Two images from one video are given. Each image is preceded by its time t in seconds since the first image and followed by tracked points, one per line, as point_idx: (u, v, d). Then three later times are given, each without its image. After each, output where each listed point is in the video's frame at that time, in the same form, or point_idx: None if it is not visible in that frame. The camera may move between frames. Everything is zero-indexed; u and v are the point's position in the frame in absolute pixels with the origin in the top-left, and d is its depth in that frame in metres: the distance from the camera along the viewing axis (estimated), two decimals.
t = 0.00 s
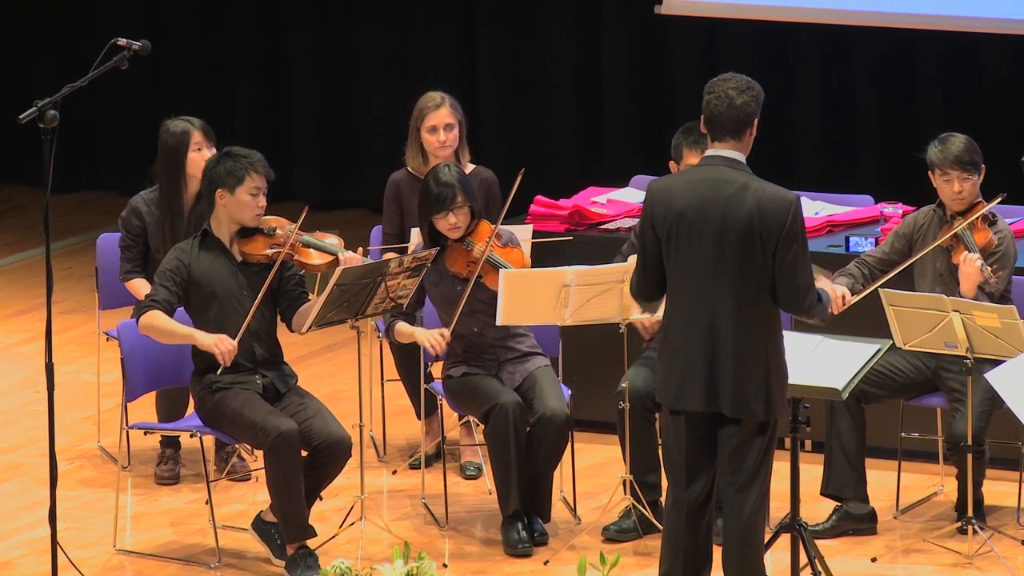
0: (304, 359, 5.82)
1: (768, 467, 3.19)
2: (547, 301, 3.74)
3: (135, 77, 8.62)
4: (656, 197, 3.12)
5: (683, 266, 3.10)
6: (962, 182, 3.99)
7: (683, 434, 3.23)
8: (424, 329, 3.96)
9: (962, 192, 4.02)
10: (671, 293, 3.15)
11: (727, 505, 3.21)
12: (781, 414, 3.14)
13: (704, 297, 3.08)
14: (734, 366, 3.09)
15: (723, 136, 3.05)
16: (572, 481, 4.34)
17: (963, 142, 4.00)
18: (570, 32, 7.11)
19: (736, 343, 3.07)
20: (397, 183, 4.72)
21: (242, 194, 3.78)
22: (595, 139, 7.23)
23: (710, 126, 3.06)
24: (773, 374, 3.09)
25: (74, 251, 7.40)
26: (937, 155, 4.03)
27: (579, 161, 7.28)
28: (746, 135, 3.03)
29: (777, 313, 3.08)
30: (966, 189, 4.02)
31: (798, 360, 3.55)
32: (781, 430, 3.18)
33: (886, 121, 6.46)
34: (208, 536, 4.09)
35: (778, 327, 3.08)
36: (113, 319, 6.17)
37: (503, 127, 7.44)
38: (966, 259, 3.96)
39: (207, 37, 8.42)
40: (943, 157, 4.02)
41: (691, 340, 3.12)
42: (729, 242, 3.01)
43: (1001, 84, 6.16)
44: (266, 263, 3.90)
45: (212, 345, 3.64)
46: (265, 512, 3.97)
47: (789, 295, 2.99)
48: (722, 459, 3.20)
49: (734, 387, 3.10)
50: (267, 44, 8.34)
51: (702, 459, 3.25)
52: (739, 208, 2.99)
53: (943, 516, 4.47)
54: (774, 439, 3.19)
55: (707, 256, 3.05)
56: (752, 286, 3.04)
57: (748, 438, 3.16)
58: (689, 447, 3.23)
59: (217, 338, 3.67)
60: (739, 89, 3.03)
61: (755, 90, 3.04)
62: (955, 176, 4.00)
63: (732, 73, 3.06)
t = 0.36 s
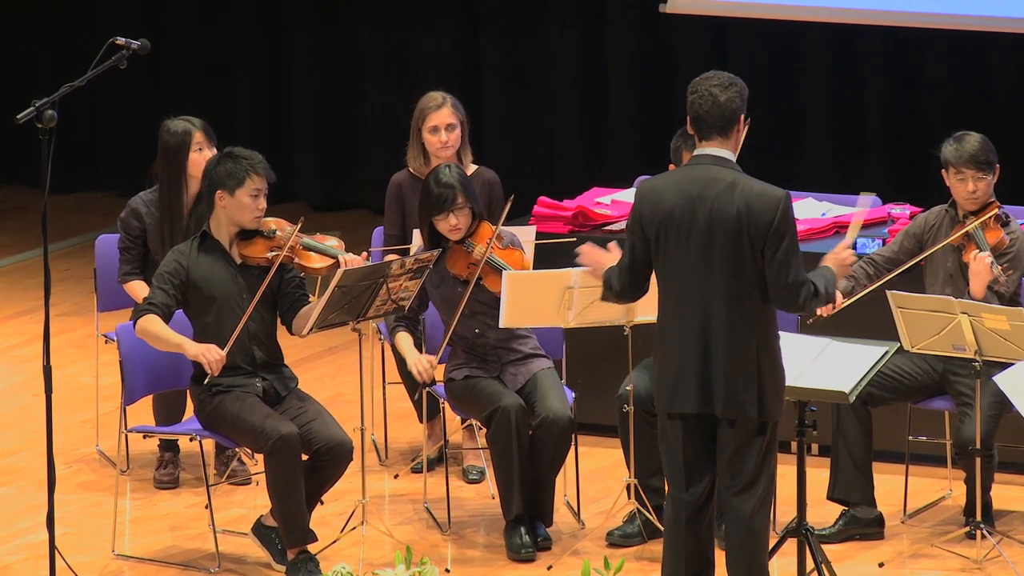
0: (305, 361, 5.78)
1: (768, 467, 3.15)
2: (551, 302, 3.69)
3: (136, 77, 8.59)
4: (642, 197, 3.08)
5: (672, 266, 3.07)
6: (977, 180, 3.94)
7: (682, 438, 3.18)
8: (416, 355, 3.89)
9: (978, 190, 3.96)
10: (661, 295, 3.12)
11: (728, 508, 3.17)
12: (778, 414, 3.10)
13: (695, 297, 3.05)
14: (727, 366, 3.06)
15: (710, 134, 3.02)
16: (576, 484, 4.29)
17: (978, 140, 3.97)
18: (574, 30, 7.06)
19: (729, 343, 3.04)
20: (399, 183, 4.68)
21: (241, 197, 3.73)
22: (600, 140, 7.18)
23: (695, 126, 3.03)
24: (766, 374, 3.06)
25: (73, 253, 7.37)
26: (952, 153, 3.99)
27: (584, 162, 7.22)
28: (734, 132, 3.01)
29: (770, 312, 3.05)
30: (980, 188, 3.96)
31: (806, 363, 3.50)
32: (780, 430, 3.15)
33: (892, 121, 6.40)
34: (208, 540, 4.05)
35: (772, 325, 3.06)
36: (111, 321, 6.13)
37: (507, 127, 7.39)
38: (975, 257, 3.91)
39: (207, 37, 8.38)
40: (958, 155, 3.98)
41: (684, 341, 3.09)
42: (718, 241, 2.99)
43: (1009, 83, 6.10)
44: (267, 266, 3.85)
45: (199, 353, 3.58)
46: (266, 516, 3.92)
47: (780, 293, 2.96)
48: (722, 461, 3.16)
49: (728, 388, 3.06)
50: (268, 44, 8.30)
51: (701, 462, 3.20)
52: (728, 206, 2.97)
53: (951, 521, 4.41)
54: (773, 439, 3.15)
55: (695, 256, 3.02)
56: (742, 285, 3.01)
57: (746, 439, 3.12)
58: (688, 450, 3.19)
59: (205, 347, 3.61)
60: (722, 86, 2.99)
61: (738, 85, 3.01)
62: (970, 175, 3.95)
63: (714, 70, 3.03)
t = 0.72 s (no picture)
0: (308, 362, 5.74)
1: (768, 467, 3.14)
2: (557, 303, 3.65)
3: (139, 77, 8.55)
4: (636, 198, 3.07)
5: (666, 266, 3.05)
6: (992, 184, 3.90)
7: (681, 441, 3.16)
8: (408, 369, 3.89)
9: (993, 194, 3.92)
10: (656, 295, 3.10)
11: (728, 509, 3.15)
12: (775, 414, 3.08)
13: (690, 297, 3.03)
14: (723, 367, 3.04)
15: (702, 132, 3.00)
16: (582, 487, 4.25)
17: (994, 143, 3.90)
18: (581, 29, 7.01)
19: (724, 343, 3.03)
20: (403, 183, 4.64)
21: (245, 197, 3.69)
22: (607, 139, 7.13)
23: (687, 124, 3.01)
24: (762, 373, 3.05)
25: (73, 252, 7.33)
26: (967, 155, 3.93)
27: (590, 161, 7.17)
28: (726, 129, 2.99)
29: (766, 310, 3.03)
30: (995, 192, 3.92)
31: (815, 364, 3.45)
32: (778, 430, 3.13)
33: (901, 119, 6.35)
34: (210, 543, 4.00)
35: (768, 323, 3.04)
36: (113, 321, 6.09)
37: (513, 126, 7.34)
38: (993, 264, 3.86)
39: (211, 37, 8.34)
40: (973, 158, 3.92)
41: (679, 341, 3.07)
42: (712, 240, 2.97)
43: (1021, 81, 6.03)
44: (271, 265, 3.80)
45: (189, 366, 3.57)
46: (269, 519, 3.88)
47: (777, 292, 2.95)
48: (720, 464, 3.13)
49: (724, 388, 3.05)
50: (273, 43, 8.26)
51: (701, 466, 3.18)
52: (722, 205, 2.95)
53: (962, 524, 4.35)
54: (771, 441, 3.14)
55: (689, 255, 3.00)
56: (737, 284, 2.99)
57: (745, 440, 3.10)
58: (687, 454, 3.16)
59: (196, 359, 3.59)
60: (714, 84, 2.98)
61: (731, 84, 2.99)
62: (985, 177, 3.91)
63: (706, 69, 3.02)
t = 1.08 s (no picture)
0: (312, 362, 5.69)
1: (769, 469, 3.10)
2: (564, 303, 3.60)
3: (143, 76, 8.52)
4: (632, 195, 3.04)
5: (662, 265, 3.03)
6: (1002, 181, 3.86)
7: (681, 443, 3.14)
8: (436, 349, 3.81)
9: (1003, 192, 3.88)
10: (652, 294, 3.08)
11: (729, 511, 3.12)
12: (774, 415, 3.04)
13: (685, 296, 3.01)
14: (718, 366, 3.01)
15: (701, 129, 2.97)
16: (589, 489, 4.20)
17: (1003, 140, 3.88)
18: (587, 27, 6.96)
19: (720, 343, 3.00)
20: (408, 181, 4.59)
21: (251, 195, 3.65)
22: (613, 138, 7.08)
23: (687, 121, 2.98)
24: (758, 374, 3.01)
25: (74, 252, 7.29)
26: (976, 153, 3.90)
27: (596, 160, 7.12)
28: (725, 127, 2.95)
29: (763, 310, 3.00)
30: (1005, 190, 3.88)
31: (825, 365, 3.40)
32: (778, 431, 3.09)
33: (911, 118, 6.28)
34: (212, 546, 3.96)
35: (766, 322, 3.01)
36: (114, 321, 6.06)
37: (518, 125, 7.29)
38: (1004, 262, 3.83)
39: (215, 36, 8.30)
40: (982, 156, 3.89)
41: (675, 341, 3.05)
42: (707, 239, 2.95)
43: None
44: (276, 264, 3.77)
45: (204, 358, 3.51)
46: (272, 521, 3.83)
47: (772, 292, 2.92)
48: (721, 467, 3.10)
49: (720, 388, 3.02)
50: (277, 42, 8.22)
51: (701, 467, 3.15)
52: (717, 203, 2.92)
53: (972, 526, 4.30)
54: (772, 443, 3.09)
55: (685, 254, 2.98)
56: (732, 283, 2.96)
57: (743, 442, 3.06)
58: (689, 456, 3.14)
59: (211, 351, 3.54)
60: (713, 81, 2.94)
61: (731, 81, 2.96)
62: (995, 176, 3.87)
63: (706, 65, 2.98)
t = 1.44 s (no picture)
0: (315, 363, 5.65)
1: (774, 472, 3.05)
2: (570, 302, 3.56)
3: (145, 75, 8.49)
4: (633, 197, 3.00)
5: (663, 266, 2.99)
6: (1005, 180, 3.80)
7: (685, 446, 3.09)
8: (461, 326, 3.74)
9: (1007, 190, 3.82)
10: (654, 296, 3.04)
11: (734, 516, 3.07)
12: (778, 417, 3.00)
13: (687, 298, 2.96)
14: (721, 368, 2.96)
15: (700, 128, 2.93)
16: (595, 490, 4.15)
17: (1006, 137, 3.82)
18: (593, 24, 6.91)
19: (723, 344, 2.95)
20: (413, 180, 4.55)
21: (256, 193, 3.61)
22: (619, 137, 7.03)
23: (686, 120, 2.95)
24: (761, 375, 2.97)
25: (73, 252, 7.24)
26: (979, 152, 3.84)
27: (602, 159, 7.07)
28: (725, 126, 2.92)
29: (767, 310, 2.96)
30: (1010, 187, 3.83)
31: (833, 366, 3.35)
32: (783, 433, 3.04)
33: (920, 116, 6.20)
34: (215, 548, 3.91)
35: (769, 323, 2.96)
36: (115, 321, 6.03)
37: (523, 124, 7.24)
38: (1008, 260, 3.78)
39: (218, 34, 8.27)
40: (985, 154, 3.83)
41: (677, 343, 3.00)
42: (709, 239, 2.90)
43: None
44: (282, 263, 3.72)
45: (231, 338, 3.44)
46: (275, 523, 3.78)
47: (776, 292, 2.87)
48: (724, 470, 3.05)
49: (723, 390, 2.97)
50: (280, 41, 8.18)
51: (706, 470, 3.11)
52: (719, 203, 2.88)
53: (983, 529, 4.24)
54: (776, 446, 3.04)
55: (687, 254, 2.94)
56: (735, 283, 2.92)
57: (748, 445, 3.01)
58: (692, 458, 3.09)
59: (237, 329, 3.47)
60: (713, 79, 2.91)
61: (730, 80, 2.93)
62: (999, 174, 3.82)
63: (705, 64, 2.95)
